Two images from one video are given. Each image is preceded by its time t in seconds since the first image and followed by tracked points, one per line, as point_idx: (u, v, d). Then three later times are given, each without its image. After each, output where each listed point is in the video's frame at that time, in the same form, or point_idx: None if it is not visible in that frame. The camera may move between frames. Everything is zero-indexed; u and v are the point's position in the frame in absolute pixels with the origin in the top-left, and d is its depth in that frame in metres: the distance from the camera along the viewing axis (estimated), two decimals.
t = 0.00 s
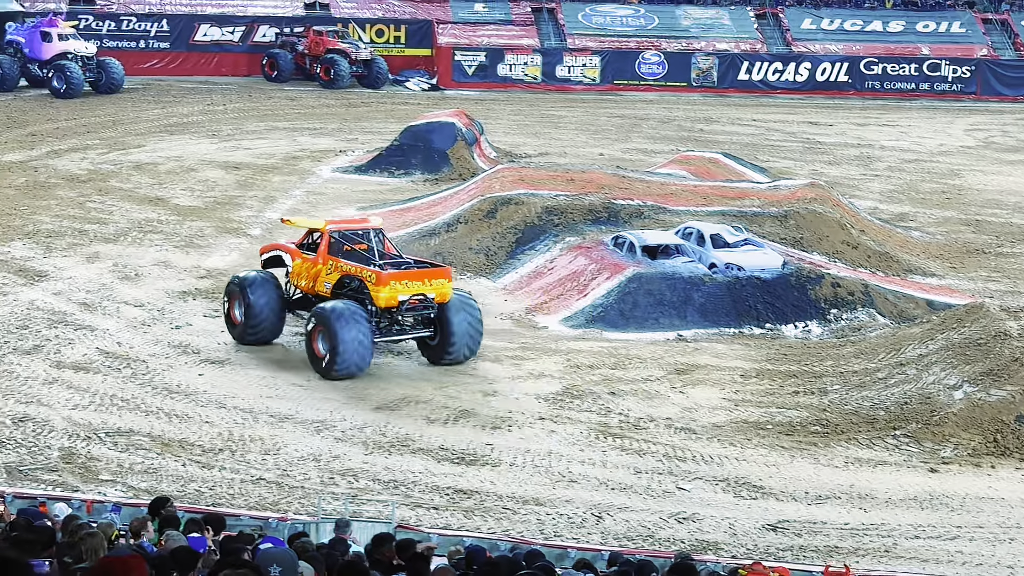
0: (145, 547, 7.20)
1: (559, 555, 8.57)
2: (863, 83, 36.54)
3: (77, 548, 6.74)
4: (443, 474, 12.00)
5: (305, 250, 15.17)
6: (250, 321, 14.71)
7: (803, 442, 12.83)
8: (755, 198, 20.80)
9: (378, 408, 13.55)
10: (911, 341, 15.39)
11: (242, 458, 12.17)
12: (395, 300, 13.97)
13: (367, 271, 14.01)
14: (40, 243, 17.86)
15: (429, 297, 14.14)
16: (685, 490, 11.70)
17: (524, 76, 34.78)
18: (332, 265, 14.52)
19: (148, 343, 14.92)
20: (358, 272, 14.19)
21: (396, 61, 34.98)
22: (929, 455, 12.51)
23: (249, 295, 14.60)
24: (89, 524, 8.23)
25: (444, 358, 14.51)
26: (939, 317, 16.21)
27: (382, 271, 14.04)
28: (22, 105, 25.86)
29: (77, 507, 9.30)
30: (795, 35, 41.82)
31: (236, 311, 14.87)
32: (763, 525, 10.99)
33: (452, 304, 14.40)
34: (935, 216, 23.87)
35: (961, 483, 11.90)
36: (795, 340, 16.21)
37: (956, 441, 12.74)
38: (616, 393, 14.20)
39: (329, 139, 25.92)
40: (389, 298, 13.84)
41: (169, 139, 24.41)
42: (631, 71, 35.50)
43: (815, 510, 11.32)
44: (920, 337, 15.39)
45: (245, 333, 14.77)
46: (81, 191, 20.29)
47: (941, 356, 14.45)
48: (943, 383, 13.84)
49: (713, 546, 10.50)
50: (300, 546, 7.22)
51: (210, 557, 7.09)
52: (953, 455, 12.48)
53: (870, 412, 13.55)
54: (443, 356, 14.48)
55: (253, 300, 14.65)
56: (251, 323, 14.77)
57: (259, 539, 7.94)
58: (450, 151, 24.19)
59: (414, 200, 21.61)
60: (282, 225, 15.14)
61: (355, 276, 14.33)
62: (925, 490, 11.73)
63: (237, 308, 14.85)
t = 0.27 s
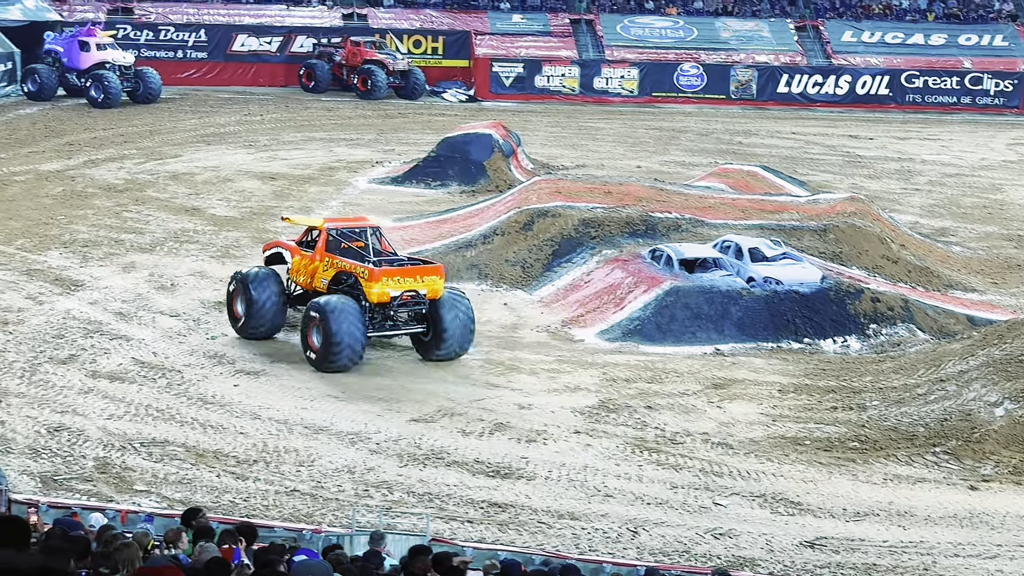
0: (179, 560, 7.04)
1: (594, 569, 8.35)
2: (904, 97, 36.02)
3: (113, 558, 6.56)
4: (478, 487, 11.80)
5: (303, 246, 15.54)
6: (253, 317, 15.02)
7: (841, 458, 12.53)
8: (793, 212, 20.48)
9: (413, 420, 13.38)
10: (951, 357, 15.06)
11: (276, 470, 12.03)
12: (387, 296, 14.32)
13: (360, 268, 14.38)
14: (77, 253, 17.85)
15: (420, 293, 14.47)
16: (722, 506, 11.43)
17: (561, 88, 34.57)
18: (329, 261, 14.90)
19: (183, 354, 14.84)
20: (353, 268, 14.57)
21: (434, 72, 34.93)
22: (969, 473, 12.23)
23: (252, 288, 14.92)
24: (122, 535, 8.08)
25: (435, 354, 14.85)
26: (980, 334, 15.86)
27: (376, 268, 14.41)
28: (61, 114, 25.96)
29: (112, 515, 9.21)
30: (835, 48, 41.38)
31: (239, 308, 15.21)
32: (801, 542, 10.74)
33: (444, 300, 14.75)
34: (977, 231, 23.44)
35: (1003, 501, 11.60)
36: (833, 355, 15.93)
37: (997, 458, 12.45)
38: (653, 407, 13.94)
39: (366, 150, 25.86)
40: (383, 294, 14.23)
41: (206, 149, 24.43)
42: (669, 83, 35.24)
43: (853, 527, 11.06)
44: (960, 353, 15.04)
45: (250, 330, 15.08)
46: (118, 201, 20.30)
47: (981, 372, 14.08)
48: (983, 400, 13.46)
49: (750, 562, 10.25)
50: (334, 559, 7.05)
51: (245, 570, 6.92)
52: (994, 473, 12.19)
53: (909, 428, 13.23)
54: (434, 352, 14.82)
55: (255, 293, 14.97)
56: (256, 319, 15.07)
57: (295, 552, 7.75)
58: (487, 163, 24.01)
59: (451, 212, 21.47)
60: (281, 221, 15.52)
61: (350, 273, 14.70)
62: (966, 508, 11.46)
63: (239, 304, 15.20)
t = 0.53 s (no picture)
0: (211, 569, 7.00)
1: None
2: (943, 110, 35.61)
3: (147, 567, 6.51)
4: (512, 499, 11.66)
5: (304, 244, 16.00)
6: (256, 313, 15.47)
7: (878, 473, 12.30)
8: (831, 225, 20.20)
9: (447, 432, 13.27)
10: (990, 373, 14.77)
11: (310, 480, 11.95)
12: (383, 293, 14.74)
13: (357, 265, 14.82)
14: (113, 262, 17.90)
15: (416, 290, 14.87)
16: (757, 520, 11.23)
17: (598, 100, 34.39)
18: (329, 259, 15.30)
19: (218, 363, 14.81)
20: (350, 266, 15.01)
21: (470, 84, 34.91)
22: (1008, 489, 11.98)
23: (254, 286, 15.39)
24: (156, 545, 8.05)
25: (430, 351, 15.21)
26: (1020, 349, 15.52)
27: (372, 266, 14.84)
28: (99, 124, 26.12)
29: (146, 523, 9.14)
30: (873, 60, 40.97)
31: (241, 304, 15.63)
32: (836, 557, 10.56)
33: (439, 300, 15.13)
34: (1017, 247, 23.04)
35: None
36: (870, 370, 15.67)
37: None
38: (688, 420, 13.74)
39: (401, 161, 25.83)
40: (379, 291, 14.62)
41: (242, 159, 24.49)
42: (706, 95, 34.98)
43: (889, 543, 10.86)
44: (999, 368, 14.76)
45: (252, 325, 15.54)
46: (154, 211, 20.36)
47: (1019, 388, 13.78)
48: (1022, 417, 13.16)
49: None
50: (366, 568, 7.00)
51: None
52: None
53: (947, 444, 12.97)
54: (430, 348, 15.17)
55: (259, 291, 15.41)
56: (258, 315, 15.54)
57: (329, 563, 7.64)
58: (524, 174, 23.95)
59: (487, 223, 21.38)
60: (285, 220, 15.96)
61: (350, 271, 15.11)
62: (1005, 525, 11.22)
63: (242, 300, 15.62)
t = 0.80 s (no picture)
0: None
1: None
2: (981, 122, 35.12)
3: None
4: (545, 511, 11.48)
5: (304, 241, 16.26)
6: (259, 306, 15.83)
7: (914, 488, 12.04)
8: (866, 238, 19.84)
9: (479, 443, 13.12)
10: None
11: (342, 491, 11.82)
12: (379, 290, 15.08)
13: (354, 262, 15.13)
14: (146, 271, 17.88)
15: (411, 286, 15.21)
16: (791, 534, 11.01)
17: (632, 110, 34.18)
18: (326, 256, 15.58)
19: (250, 373, 14.73)
20: (347, 263, 15.31)
21: (504, 93, 34.82)
22: None
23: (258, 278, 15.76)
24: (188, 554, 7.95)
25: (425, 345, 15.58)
26: None
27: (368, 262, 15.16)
28: (133, 134, 26.21)
29: (178, 532, 8.99)
30: (911, 72, 40.50)
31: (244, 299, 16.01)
32: (873, 573, 10.36)
33: (433, 295, 15.46)
34: None
35: None
36: (906, 384, 15.36)
37: None
38: (722, 433, 13.49)
39: (435, 171, 25.74)
40: (376, 287, 14.96)
41: (275, 169, 24.49)
42: (741, 105, 34.64)
43: (924, 558, 10.65)
44: None
45: (256, 319, 15.87)
46: (187, 220, 20.36)
47: None
48: None
49: None
50: None
51: None
52: None
53: (983, 458, 12.70)
54: (425, 342, 15.55)
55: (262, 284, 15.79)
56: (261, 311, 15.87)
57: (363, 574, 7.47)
58: (558, 185, 23.74)
59: (520, 234, 21.24)
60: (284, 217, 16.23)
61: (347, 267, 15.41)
62: None
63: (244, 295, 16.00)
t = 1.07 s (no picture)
0: None
1: None
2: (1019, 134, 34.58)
3: None
4: (578, 522, 11.36)
5: (303, 240, 16.61)
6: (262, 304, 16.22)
7: (949, 501, 11.84)
8: (902, 249, 19.63)
9: (512, 453, 13.02)
10: None
11: (375, 500, 11.75)
12: (379, 286, 15.47)
13: (354, 259, 15.50)
14: (181, 280, 17.93)
15: (410, 283, 15.62)
16: (825, 547, 10.86)
17: (667, 121, 34.02)
18: (326, 254, 15.93)
19: (285, 382, 14.70)
20: (348, 260, 15.69)
21: (539, 103, 34.76)
22: None
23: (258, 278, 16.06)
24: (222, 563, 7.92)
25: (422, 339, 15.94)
26: None
27: (369, 260, 15.54)
28: (169, 143, 26.35)
29: (211, 541, 9.06)
30: (948, 83, 40.03)
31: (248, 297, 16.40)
32: None
33: (431, 291, 15.85)
34: None
35: None
36: (943, 397, 15.10)
37: None
38: (756, 445, 13.31)
39: (469, 181, 25.70)
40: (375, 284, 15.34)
41: (310, 178, 24.54)
42: (777, 116, 34.31)
43: (962, 573, 10.46)
44: None
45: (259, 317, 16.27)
46: (223, 229, 20.41)
47: None
48: None
49: None
50: None
51: None
52: None
53: (1020, 472, 12.49)
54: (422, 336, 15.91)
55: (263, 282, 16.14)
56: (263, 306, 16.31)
57: None
58: (592, 196, 23.69)
59: (554, 244, 21.14)
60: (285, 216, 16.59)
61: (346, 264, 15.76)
62: None
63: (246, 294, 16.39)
